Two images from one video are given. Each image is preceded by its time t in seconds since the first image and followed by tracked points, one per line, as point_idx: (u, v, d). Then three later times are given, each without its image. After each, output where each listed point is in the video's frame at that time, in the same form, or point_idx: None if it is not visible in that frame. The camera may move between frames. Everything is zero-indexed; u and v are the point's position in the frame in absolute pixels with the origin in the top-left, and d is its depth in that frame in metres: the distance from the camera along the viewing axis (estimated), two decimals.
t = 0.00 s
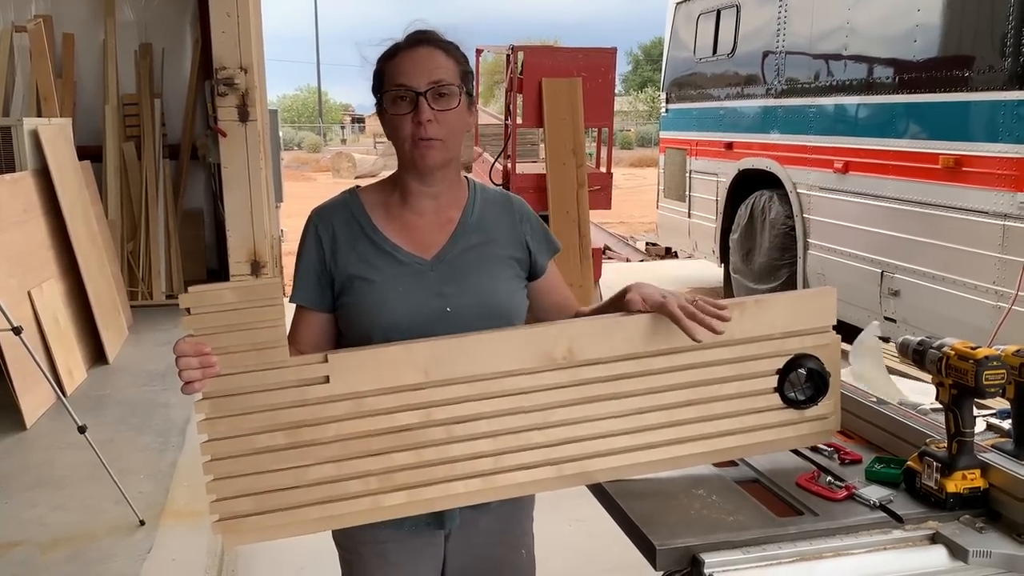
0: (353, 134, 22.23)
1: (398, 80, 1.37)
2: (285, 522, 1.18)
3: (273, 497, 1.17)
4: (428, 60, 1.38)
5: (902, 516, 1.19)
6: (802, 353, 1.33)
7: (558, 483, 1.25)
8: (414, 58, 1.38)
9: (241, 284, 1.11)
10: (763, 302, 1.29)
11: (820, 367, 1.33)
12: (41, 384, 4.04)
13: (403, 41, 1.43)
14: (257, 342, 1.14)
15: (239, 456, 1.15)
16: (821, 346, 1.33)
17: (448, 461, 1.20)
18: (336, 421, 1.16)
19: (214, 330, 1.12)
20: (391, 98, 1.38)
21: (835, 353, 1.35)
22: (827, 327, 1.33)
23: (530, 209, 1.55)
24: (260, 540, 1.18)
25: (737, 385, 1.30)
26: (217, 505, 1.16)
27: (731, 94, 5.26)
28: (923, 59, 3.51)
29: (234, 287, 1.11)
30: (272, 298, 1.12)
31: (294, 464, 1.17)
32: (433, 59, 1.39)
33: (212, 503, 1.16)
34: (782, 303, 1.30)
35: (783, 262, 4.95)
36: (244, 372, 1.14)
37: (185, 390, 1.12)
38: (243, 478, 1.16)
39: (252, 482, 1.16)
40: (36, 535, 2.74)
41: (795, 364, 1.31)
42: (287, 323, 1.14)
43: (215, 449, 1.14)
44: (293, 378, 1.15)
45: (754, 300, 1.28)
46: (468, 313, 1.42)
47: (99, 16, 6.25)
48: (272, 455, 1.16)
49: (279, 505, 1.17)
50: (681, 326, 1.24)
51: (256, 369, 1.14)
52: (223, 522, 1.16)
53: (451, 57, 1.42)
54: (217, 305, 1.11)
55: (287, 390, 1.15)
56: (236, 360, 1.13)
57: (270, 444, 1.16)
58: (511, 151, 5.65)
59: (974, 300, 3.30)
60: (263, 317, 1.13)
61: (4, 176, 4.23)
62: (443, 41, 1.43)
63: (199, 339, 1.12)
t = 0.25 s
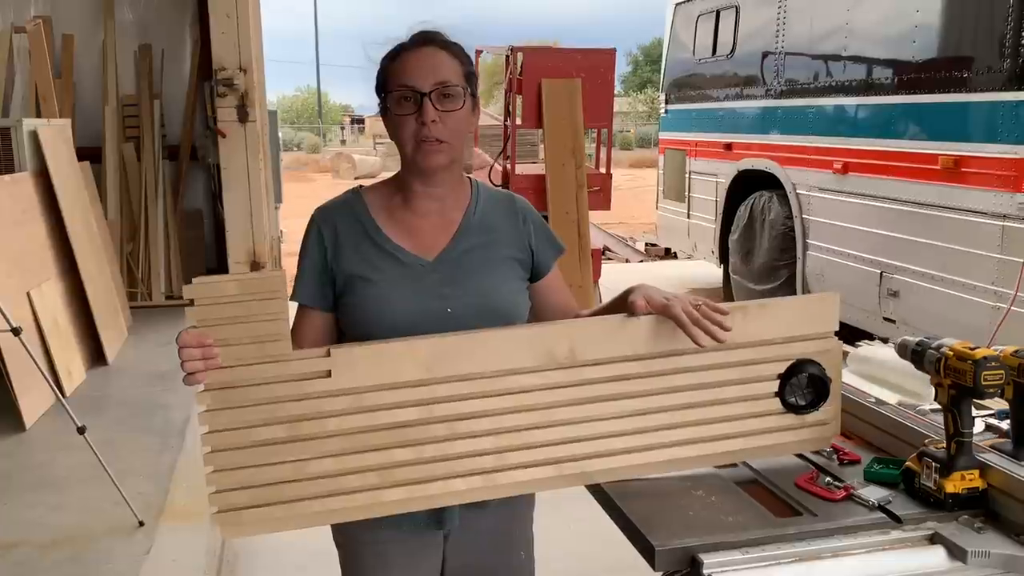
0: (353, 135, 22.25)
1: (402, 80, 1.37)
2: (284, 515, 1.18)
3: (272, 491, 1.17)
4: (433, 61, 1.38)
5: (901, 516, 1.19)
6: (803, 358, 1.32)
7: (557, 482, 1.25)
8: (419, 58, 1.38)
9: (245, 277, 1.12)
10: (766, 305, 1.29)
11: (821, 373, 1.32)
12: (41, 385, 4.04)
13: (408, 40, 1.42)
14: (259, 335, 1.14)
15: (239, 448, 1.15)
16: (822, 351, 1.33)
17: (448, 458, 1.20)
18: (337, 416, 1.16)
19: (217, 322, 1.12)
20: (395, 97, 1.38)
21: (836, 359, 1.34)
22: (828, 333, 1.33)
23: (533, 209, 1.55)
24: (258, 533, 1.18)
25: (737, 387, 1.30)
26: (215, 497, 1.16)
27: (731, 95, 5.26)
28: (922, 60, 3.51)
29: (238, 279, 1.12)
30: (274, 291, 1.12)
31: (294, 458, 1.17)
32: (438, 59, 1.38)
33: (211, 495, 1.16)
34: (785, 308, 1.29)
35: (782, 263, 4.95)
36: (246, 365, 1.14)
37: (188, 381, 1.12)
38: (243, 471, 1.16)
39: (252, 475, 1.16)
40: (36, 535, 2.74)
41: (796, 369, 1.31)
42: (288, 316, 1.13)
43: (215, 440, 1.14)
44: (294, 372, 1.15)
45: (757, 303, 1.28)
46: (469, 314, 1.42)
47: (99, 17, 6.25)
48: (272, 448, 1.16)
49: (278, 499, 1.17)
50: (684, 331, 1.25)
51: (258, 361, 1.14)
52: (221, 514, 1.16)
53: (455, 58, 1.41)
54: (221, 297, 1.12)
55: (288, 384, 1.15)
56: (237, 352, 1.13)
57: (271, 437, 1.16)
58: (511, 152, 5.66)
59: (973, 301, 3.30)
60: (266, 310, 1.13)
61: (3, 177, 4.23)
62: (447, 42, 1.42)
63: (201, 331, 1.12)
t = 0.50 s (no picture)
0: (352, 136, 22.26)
1: (423, 84, 1.36)
2: (283, 510, 1.18)
3: (272, 486, 1.17)
4: (453, 66, 1.38)
5: (900, 517, 1.19)
6: (804, 362, 1.32)
7: (558, 482, 1.25)
8: (439, 63, 1.37)
9: (250, 271, 1.12)
10: (767, 308, 1.29)
11: (820, 377, 1.32)
12: (40, 386, 4.04)
13: (422, 42, 1.41)
14: (263, 329, 1.13)
15: (239, 442, 1.16)
16: (822, 355, 1.33)
17: (449, 456, 1.21)
18: (338, 411, 1.16)
19: (221, 315, 1.12)
20: (414, 100, 1.36)
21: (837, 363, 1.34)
22: (829, 337, 1.33)
23: (537, 211, 1.55)
24: (257, 528, 1.18)
25: (737, 389, 1.30)
26: (215, 491, 1.16)
27: (730, 96, 5.26)
28: (921, 61, 3.52)
29: (243, 274, 1.12)
30: (278, 285, 1.12)
31: (295, 453, 1.17)
32: (457, 64, 1.38)
33: (210, 489, 1.16)
34: (786, 312, 1.29)
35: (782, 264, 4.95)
36: (249, 359, 1.14)
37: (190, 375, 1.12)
38: (243, 465, 1.16)
39: (252, 470, 1.16)
40: (35, 536, 2.74)
41: (796, 373, 1.31)
42: (292, 310, 1.13)
43: (215, 434, 1.14)
44: (297, 366, 1.15)
45: (758, 306, 1.28)
46: (472, 314, 1.42)
47: (98, 18, 6.25)
48: (272, 442, 1.16)
49: (278, 494, 1.17)
50: (686, 334, 1.25)
51: (260, 356, 1.14)
52: (219, 508, 1.16)
53: (470, 63, 1.42)
54: (227, 291, 1.12)
55: (290, 378, 1.15)
56: (239, 346, 1.13)
57: (272, 432, 1.16)
58: (511, 153, 5.66)
59: (972, 302, 3.30)
60: (269, 304, 1.13)
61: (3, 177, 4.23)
62: (461, 46, 1.43)
63: (205, 324, 1.12)
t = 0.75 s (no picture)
0: (353, 136, 22.26)
1: (436, 84, 1.36)
2: (282, 512, 1.18)
3: (270, 488, 1.17)
4: (464, 67, 1.38)
5: (898, 518, 1.19)
6: (801, 363, 1.32)
7: (557, 483, 1.25)
8: (451, 64, 1.38)
9: (250, 273, 1.12)
10: (765, 308, 1.29)
11: (819, 377, 1.32)
12: (39, 386, 4.04)
13: (432, 43, 1.42)
14: (263, 331, 1.14)
15: (238, 445, 1.16)
16: (820, 357, 1.33)
17: (448, 457, 1.21)
18: (338, 413, 1.17)
19: (221, 317, 1.12)
20: (425, 101, 1.37)
21: (835, 364, 1.35)
22: (827, 338, 1.33)
23: (539, 212, 1.56)
24: (256, 529, 1.18)
25: (735, 392, 1.31)
26: (214, 493, 1.16)
27: (730, 97, 5.26)
28: (921, 62, 3.52)
29: (243, 275, 1.12)
30: (278, 287, 1.12)
31: (294, 454, 1.17)
32: (468, 65, 1.39)
33: (209, 492, 1.16)
34: (784, 312, 1.29)
35: (781, 265, 4.96)
36: (248, 361, 1.14)
37: (189, 377, 1.12)
38: (241, 467, 1.16)
39: (250, 472, 1.16)
40: (35, 536, 2.75)
41: (794, 373, 1.31)
42: (292, 312, 1.13)
43: (214, 437, 1.14)
44: (297, 368, 1.15)
45: (756, 307, 1.28)
46: (474, 316, 1.42)
47: (97, 18, 6.25)
48: (272, 445, 1.16)
49: (276, 496, 1.17)
50: (685, 335, 1.25)
51: (260, 357, 1.14)
52: (218, 510, 1.16)
53: (479, 65, 1.42)
54: (226, 293, 1.12)
55: (289, 380, 1.15)
56: (238, 348, 1.13)
57: (271, 433, 1.16)
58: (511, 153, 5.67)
59: (971, 303, 3.31)
60: (269, 306, 1.13)
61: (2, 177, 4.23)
62: (469, 48, 1.43)
63: (204, 325, 1.12)
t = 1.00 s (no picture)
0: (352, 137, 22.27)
1: (438, 81, 1.36)
2: (281, 511, 1.18)
3: (270, 487, 1.17)
4: (467, 65, 1.38)
5: (897, 518, 1.19)
6: (799, 364, 1.32)
7: (557, 483, 1.25)
8: (454, 61, 1.38)
9: (254, 270, 1.12)
10: (765, 309, 1.29)
11: (815, 378, 1.32)
12: (39, 387, 4.04)
13: (435, 42, 1.42)
14: (265, 328, 1.14)
15: (238, 443, 1.16)
16: (818, 358, 1.33)
17: (448, 456, 1.21)
18: (338, 412, 1.17)
19: (222, 314, 1.12)
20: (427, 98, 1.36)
21: (834, 364, 1.35)
22: (825, 338, 1.33)
23: (540, 212, 1.56)
24: (255, 528, 1.18)
25: (735, 392, 1.31)
26: (213, 491, 1.16)
27: (729, 97, 5.26)
28: (920, 63, 3.52)
29: (246, 272, 1.12)
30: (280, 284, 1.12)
31: (294, 453, 1.17)
32: (470, 64, 1.39)
33: (208, 490, 1.16)
34: (783, 313, 1.30)
35: (780, 265, 4.96)
36: (249, 358, 1.14)
37: (189, 373, 1.12)
38: (241, 465, 1.16)
39: (250, 471, 1.16)
40: (34, 536, 2.75)
41: (792, 375, 1.31)
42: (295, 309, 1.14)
43: (214, 435, 1.14)
44: (297, 366, 1.15)
45: (755, 308, 1.29)
46: (475, 315, 1.42)
47: (97, 19, 6.26)
48: (272, 443, 1.16)
49: (275, 495, 1.17)
50: (685, 336, 1.25)
51: (261, 355, 1.14)
52: (217, 509, 1.16)
53: (482, 64, 1.42)
54: (228, 289, 1.12)
55: (290, 378, 1.15)
56: (239, 345, 1.13)
57: (270, 432, 1.16)
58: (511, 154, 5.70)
59: (971, 304, 3.31)
60: (271, 303, 1.13)
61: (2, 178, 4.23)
62: (472, 47, 1.44)
63: (206, 322, 1.12)
